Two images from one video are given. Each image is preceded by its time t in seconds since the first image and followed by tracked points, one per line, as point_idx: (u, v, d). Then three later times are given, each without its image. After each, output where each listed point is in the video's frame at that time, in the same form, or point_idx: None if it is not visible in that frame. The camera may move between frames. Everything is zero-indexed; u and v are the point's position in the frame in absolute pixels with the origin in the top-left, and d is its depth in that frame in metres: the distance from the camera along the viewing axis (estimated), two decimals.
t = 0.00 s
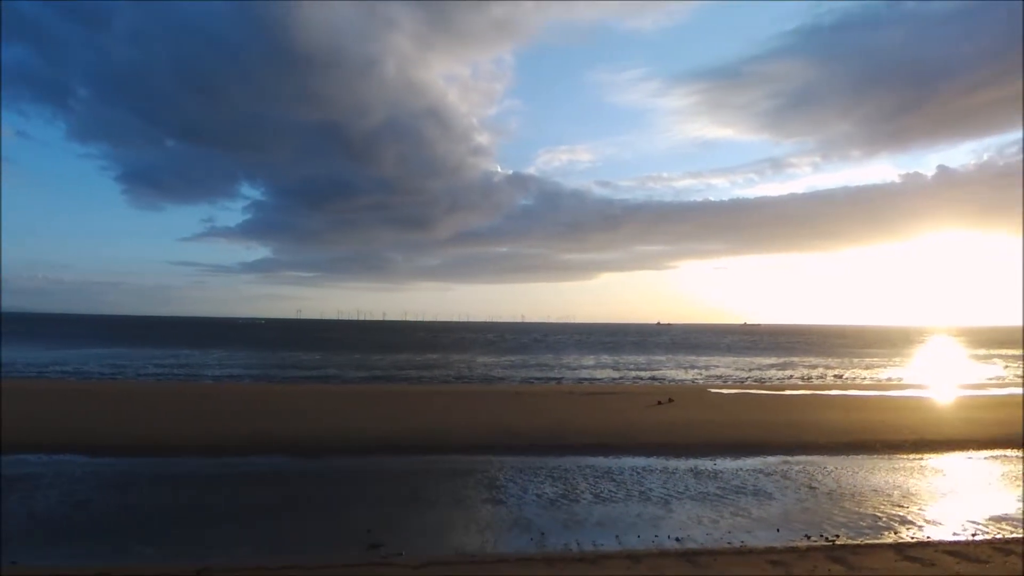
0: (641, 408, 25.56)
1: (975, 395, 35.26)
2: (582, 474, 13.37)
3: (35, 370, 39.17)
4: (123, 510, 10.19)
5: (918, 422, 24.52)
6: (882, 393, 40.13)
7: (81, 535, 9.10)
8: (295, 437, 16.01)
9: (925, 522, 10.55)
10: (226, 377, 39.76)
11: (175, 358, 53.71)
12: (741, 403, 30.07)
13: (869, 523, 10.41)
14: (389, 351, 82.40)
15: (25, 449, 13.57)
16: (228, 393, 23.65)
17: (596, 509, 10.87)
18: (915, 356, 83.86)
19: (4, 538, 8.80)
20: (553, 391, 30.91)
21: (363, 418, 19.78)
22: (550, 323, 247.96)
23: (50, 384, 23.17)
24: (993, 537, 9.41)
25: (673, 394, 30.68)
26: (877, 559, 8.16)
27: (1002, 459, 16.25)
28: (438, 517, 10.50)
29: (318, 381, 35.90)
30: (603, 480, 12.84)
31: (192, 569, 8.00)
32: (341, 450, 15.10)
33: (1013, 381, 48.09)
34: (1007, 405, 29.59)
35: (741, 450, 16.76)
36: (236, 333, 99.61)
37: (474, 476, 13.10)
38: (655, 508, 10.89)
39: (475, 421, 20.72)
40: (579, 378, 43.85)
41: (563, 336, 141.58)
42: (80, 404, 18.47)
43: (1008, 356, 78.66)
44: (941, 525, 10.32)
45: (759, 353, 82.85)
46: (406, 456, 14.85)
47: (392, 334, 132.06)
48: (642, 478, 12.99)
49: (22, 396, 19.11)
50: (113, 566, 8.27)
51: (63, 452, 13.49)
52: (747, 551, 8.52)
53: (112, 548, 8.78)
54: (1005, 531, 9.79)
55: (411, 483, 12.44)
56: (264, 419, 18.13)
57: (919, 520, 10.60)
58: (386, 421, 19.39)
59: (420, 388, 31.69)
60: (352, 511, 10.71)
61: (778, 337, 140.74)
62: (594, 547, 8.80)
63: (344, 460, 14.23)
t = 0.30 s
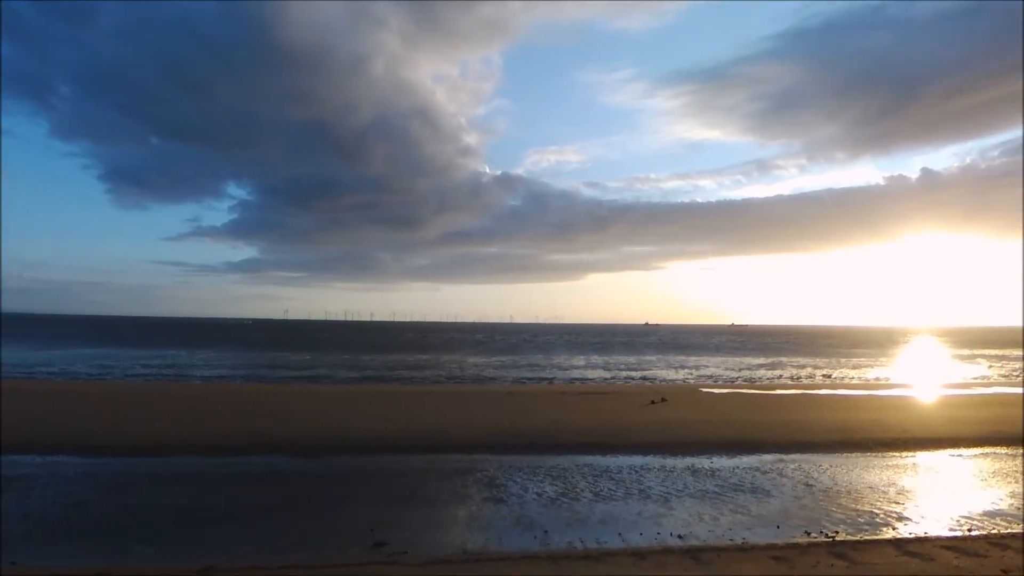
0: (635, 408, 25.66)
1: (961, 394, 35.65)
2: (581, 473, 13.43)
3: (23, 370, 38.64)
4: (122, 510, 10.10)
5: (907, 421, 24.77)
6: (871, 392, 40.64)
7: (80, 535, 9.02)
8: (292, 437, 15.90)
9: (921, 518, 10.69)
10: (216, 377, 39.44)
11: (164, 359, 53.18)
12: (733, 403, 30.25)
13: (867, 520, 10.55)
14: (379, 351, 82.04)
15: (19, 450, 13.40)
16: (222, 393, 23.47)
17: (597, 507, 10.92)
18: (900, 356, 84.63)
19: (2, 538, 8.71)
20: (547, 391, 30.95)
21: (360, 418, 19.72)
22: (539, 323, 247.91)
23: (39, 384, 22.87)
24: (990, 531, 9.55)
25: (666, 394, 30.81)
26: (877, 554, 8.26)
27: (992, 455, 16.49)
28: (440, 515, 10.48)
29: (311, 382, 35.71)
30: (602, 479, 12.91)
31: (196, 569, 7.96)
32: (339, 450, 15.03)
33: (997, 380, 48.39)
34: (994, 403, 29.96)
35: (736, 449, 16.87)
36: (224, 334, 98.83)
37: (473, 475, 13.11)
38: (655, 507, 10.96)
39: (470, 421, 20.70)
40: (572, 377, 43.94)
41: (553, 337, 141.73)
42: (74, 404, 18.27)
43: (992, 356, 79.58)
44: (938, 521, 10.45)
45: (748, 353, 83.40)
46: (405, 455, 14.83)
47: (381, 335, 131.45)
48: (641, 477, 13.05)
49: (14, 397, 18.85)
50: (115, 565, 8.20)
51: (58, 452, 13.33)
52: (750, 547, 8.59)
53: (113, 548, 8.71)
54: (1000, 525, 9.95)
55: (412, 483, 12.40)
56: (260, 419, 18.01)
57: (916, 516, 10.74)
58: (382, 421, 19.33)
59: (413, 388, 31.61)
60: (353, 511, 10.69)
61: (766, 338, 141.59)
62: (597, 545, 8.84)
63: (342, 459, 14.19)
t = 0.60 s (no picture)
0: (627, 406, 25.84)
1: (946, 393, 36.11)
2: (579, 471, 13.49)
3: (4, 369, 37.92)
4: (121, 510, 10.00)
5: (893, 419, 25.11)
6: (858, 391, 41.04)
7: (79, 535, 8.91)
8: (287, 436, 15.78)
9: (916, 513, 10.82)
10: (203, 376, 38.95)
11: (148, 358, 52.39)
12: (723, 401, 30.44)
13: (863, 516, 10.70)
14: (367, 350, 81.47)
15: (10, 450, 13.19)
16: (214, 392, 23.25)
17: (597, 505, 10.97)
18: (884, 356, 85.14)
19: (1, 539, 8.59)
20: (539, 389, 30.98)
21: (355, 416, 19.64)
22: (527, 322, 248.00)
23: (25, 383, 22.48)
24: (984, 525, 9.70)
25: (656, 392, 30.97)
26: (875, 550, 8.40)
27: (980, 451, 16.77)
28: (441, 514, 10.48)
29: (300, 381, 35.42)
30: (600, 477, 12.99)
31: (200, 568, 7.91)
32: (335, 449, 14.95)
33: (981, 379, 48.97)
34: (978, 402, 30.39)
35: (731, 446, 17.02)
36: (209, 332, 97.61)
37: (471, 474, 13.11)
38: (655, 505, 11.03)
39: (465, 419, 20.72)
40: (562, 377, 43.91)
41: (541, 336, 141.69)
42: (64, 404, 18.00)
43: (975, 355, 80.73)
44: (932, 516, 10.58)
45: (735, 352, 83.78)
46: (401, 454, 14.79)
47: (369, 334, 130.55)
48: (638, 475, 13.14)
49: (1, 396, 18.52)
50: (116, 565, 8.11)
51: (50, 452, 13.13)
52: (752, 544, 8.69)
53: (113, 549, 8.62)
54: (993, 519, 10.16)
55: (410, 481, 12.39)
56: (256, 418, 17.89)
57: (911, 512, 10.88)
58: (377, 420, 19.28)
59: (405, 386, 31.47)
60: (354, 509, 10.66)
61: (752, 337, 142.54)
62: (600, 542, 8.89)
63: (340, 458, 14.14)
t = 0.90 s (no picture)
0: (619, 405, 25.97)
1: (931, 392, 36.57)
2: (576, 471, 13.55)
3: None
4: (120, 511, 9.91)
5: (881, 418, 25.45)
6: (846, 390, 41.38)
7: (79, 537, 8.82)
8: (281, 437, 15.65)
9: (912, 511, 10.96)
10: (191, 376, 38.43)
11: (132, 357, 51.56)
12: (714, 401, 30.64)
13: (859, 514, 10.84)
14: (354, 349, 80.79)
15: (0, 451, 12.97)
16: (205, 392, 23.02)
17: (597, 505, 11.03)
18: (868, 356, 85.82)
19: None
20: (531, 389, 30.99)
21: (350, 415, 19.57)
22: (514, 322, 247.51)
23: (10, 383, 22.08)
24: (979, 523, 9.84)
25: (647, 392, 31.10)
26: (875, 548, 8.52)
27: (968, 449, 17.06)
28: (442, 514, 10.47)
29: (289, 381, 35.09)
30: (598, 476, 13.05)
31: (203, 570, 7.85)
32: (331, 449, 14.85)
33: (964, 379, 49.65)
34: (963, 401, 30.84)
35: (725, 445, 17.19)
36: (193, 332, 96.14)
37: (469, 474, 13.10)
38: (654, 505, 11.11)
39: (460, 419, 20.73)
40: (553, 376, 43.84)
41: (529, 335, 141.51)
42: (54, 404, 17.72)
43: (958, 355, 81.63)
44: (928, 514, 10.70)
45: (723, 351, 84.14)
46: (398, 455, 14.72)
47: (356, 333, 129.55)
48: (636, 475, 13.22)
49: None
50: (117, 568, 8.02)
51: (41, 453, 12.93)
52: (753, 543, 8.77)
53: (114, 550, 8.55)
54: (986, 516, 10.34)
55: (409, 482, 12.35)
56: (251, 417, 17.76)
57: (906, 510, 11.02)
58: (372, 420, 19.22)
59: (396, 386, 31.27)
60: (355, 509, 10.64)
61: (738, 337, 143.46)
62: (604, 543, 8.93)
63: (338, 458, 14.09)
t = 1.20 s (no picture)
0: (612, 405, 26.10)
1: (918, 391, 36.99)
2: (575, 471, 13.60)
3: None
4: (119, 512, 9.82)
5: (870, 417, 25.74)
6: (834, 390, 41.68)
7: (79, 539, 8.74)
8: (276, 437, 15.54)
9: (908, 510, 11.04)
10: (180, 377, 38.04)
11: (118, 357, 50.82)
12: (705, 401, 30.83)
13: (858, 513, 10.94)
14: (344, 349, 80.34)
15: None
16: (197, 391, 22.83)
17: (598, 505, 11.08)
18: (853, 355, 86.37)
19: None
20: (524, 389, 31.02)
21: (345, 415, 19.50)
22: (503, 322, 247.52)
23: None
24: (974, 522, 9.97)
25: (639, 392, 31.13)
26: (874, 546, 8.63)
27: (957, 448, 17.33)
28: (443, 514, 10.45)
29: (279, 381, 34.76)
30: (596, 476, 13.10)
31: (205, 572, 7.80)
32: (327, 450, 14.77)
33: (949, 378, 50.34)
34: (949, 400, 31.22)
35: (720, 444, 17.35)
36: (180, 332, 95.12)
37: (468, 474, 13.09)
38: (654, 505, 11.18)
39: (455, 418, 20.75)
40: (544, 376, 43.75)
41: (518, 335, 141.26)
42: (45, 404, 17.48)
43: (942, 355, 82.85)
44: (927, 514, 10.75)
45: (712, 351, 84.38)
46: (394, 455, 14.67)
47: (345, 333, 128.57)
48: (634, 475, 13.30)
49: None
50: (118, 570, 7.96)
51: (32, 455, 12.75)
52: (755, 542, 8.86)
53: (115, 553, 8.47)
54: (980, 514, 10.50)
55: (408, 482, 12.33)
56: (247, 417, 17.64)
57: (902, 509, 11.11)
58: (368, 419, 19.18)
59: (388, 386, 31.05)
60: (357, 510, 10.62)
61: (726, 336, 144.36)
62: (607, 543, 8.96)
63: (337, 458, 14.06)
